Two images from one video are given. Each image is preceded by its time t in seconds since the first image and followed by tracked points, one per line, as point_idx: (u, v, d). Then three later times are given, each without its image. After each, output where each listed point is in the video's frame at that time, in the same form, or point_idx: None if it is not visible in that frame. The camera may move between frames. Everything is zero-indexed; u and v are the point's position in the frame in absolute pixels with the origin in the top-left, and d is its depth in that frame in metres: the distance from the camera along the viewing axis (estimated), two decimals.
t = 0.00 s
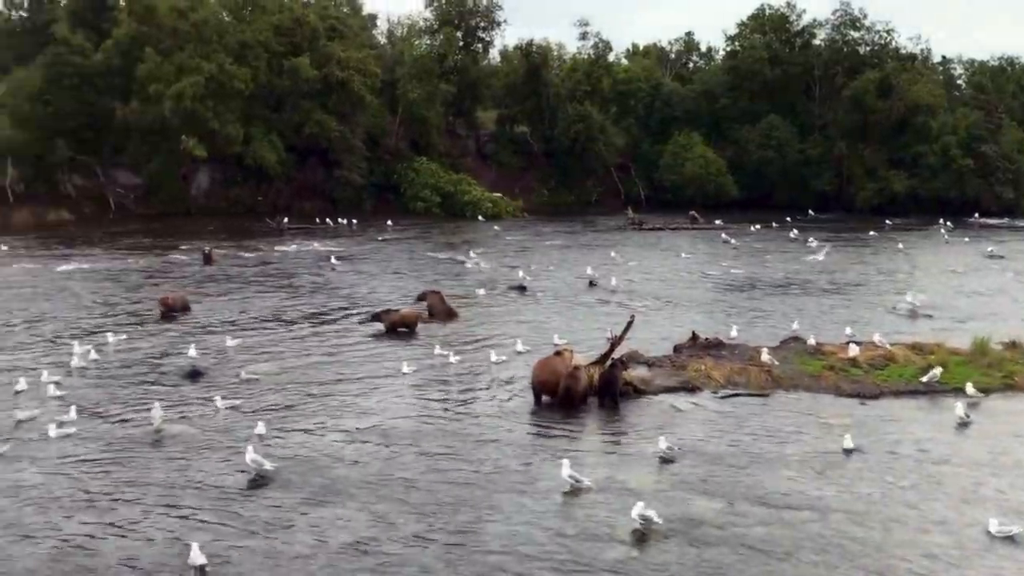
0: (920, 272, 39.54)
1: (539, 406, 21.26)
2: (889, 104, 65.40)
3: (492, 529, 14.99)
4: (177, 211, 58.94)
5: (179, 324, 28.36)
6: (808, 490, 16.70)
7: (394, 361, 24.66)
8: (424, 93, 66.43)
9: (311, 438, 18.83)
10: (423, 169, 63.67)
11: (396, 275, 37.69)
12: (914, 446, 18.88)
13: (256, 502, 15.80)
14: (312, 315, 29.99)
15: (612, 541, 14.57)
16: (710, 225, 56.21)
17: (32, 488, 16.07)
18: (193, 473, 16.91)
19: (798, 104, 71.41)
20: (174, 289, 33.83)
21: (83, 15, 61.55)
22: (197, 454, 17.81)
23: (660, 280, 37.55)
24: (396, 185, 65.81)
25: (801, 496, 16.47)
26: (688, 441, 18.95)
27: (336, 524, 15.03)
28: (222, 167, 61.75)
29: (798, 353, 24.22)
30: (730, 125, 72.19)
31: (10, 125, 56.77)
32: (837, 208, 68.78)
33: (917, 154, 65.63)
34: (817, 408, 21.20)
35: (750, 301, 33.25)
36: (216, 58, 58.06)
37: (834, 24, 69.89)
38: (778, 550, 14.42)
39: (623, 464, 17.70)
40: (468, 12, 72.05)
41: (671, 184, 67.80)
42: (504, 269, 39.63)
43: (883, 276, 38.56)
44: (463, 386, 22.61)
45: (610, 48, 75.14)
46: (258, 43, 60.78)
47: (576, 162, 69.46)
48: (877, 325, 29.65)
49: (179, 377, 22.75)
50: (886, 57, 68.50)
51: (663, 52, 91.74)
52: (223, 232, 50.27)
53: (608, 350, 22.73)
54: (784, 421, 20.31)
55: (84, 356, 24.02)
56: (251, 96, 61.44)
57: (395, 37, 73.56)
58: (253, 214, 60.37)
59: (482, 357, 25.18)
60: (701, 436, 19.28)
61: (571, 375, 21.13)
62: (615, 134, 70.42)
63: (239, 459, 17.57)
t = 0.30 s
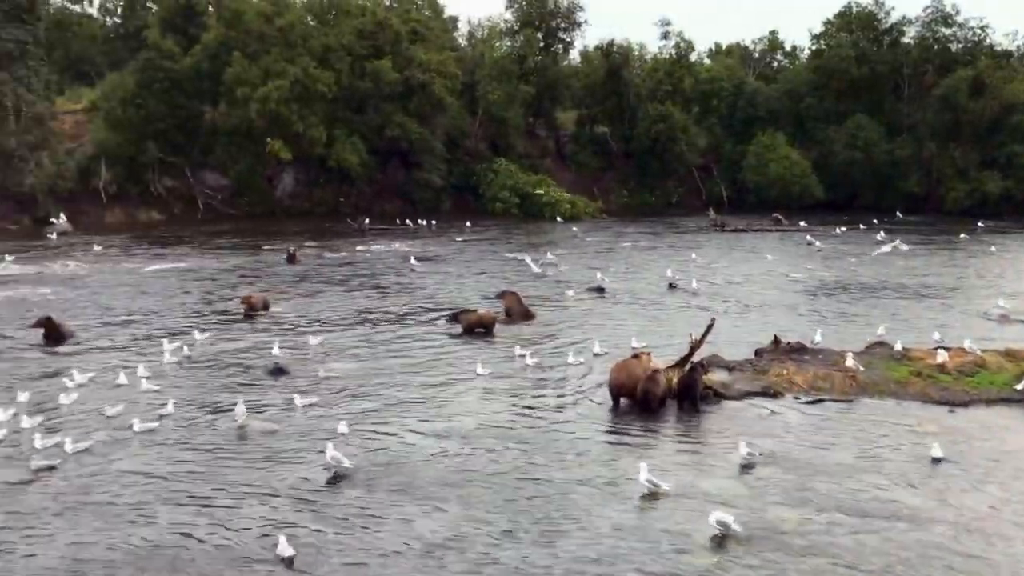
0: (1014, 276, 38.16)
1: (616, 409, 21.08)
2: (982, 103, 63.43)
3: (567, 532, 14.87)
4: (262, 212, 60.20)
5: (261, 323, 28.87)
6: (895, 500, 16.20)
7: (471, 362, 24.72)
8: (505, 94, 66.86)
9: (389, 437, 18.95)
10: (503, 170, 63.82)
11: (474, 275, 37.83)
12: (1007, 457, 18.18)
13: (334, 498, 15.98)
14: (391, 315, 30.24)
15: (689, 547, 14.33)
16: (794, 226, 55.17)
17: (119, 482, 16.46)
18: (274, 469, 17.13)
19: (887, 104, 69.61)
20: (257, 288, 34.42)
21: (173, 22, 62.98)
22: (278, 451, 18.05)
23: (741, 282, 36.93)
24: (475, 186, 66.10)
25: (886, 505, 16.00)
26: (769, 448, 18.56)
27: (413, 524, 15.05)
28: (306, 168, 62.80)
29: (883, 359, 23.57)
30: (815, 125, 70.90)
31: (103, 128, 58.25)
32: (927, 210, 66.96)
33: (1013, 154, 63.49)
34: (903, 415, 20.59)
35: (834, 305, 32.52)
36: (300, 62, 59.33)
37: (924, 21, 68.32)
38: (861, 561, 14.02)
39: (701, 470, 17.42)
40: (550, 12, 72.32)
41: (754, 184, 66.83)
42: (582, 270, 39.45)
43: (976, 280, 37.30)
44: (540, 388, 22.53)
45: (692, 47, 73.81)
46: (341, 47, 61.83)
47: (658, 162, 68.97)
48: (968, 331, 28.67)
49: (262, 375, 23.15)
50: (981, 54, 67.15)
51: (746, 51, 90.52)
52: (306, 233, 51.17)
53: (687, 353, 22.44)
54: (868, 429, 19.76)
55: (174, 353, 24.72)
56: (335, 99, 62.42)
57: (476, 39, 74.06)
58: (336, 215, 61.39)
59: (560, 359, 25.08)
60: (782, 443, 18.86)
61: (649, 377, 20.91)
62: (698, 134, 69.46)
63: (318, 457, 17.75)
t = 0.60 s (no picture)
0: None
1: (685, 412, 20.81)
2: None
3: (634, 535, 14.69)
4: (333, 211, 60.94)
5: (332, 321, 29.23)
6: (975, 509, 15.68)
7: (538, 361, 24.67)
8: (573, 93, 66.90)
9: (456, 435, 18.97)
10: (572, 170, 63.63)
11: (543, 276, 37.78)
12: None
13: (401, 495, 16.05)
14: (460, 314, 30.35)
15: (758, 552, 14.06)
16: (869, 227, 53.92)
17: (190, 475, 16.75)
18: (341, 466, 17.26)
19: (968, 101, 67.59)
20: (327, 287, 34.79)
21: (248, 25, 64.10)
22: (346, 448, 18.19)
23: (814, 283, 36.21)
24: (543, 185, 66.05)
25: (965, 514, 15.50)
26: (842, 452, 18.14)
27: (479, 523, 15.01)
28: (376, 168, 63.39)
29: (962, 363, 22.88)
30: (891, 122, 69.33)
31: (179, 130, 59.49)
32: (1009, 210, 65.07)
33: None
34: (984, 421, 19.95)
35: (911, 307, 31.73)
36: (371, 64, 60.13)
37: (1007, 15, 66.41)
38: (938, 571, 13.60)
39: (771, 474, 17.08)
40: (620, 11, 72.11)
41: (828, 184, 65.54)
42: (651, 270, 39.13)
43: None
44: (608, 389, 22.37)
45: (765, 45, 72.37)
46: (411, 48, 62.47)
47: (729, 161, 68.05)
48: None
49: (332, 372, 23.40)
50: None
51: (821, 48, 89.05)
52: (375, 232, 51.68)
53: (758, 354, 22.07)
54: (947, 434, 19.18)
55: (249, 350, 25.16)
56: (404, 100, 62.96)
57: (545, 38, 74.18)
58: (405, 214, 61.87)
59: (628, 360, 24.89)
60: (856, 448, 18.41)
61: (719, 379, 20.61)
62: (771, 133, 68.10)
63: (385, 454, 17.84)
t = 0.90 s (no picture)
0: None
1: (747, 414, 20.43)
2: None
3: (694, 537, 14.50)
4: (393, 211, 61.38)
5: (393, 319, 29.43)
6: None
7: (598, 361, 24.54)
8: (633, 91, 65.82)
9: (514, 435, 18.95)
10: (631, 168, 63.25)
11: (602, 275, 37.60)
12: None
13: (460, 494, 16.06)
14: (519, 314, 30.33)
15: (821, 556, 13.79)
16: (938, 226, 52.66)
17: (253, 471, 16.96)
18: (401, 464, 17.34)
19: None
20: (388, 286, 35.04)
21: (311, 27, 64.86)
22: (406, 446, 18.28)
23: (880, 283, 35.49)
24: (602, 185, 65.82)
25: None
26: (909, 457, 17.72)
27: (537, 524, 14.93)
28: (436, 168, 63.69)
29: None
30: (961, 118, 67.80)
31: (244, 131, 60.36)
32: None
33: None
34: None
35: (981, 308, 30.92)
36: (432, 64, 60.46)
37: None
38: None
39: (836, 478, 16.73)
40: (682, 8, 71.87)
41: (894, 182, 64.22)
42: (713, 270, 38.71)
43: None
44: (669, 389, 22.16)
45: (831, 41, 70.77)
46: (471, 48, 62.76)
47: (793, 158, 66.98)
48: None
49: (392, 370, 23.55)
50: None
51: (888, 44, 87.48)
52: (435, 232, 51.92)
53: (822, 356, 21.68)
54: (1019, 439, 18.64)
55: (313, 348, 25.45)
56: (464, 99, 63.26)
57: (606, 36, 74.09)
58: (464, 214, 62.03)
59: (689, 360, 24.63)
60: (923, 452, 17.98)
61: (782, 381, 20.28)
62: (836, 130, 66.79)
63: (445, 453, 17.88)
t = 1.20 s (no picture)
0: None
1: (803, 416, 20.11)
2: None
3: (748, 539, 14.32)
4: (446, 210, 61.63)
5: (445, 318, 29.51)
6: None
7: (650, 361, 24.38)
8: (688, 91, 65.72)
9: (565, 434, 18.87)
10: (685, 167, 62.79)
11: (656, 274, 37.34)
12: None
13: (510, 492, 16.03)
14: (571, 313, 30.24)
15: (879, 560, 13.53)
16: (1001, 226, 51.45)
17: (307, 466, 17.12)
18: (452, 461, 17.38)
19: None
20: (441, 285, 35.15)
21: (366, 27, 65.31)
22: (458, 444, 18.33)
23: (941, 284, 34.77)
24: (656, 185, 65.26)
25: None
26: (971, 461, 17.32)
27: (590, 523, 14.85)
28: (488, 167, 63.80)
29: None
30: None
31: (300, 131, 60.98)
32: None
33: None
34: None
35: None
36: (486, 63, 60.53)
37: None
38: None
39: (895, 481, 16.42)
40: (738, 7, 71.27)
41: (956, 181, 62.96)
42: (768, 270, 38.24)
43: None
44: (722, 390, 21.92)
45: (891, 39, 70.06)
46: (525, 47, 62.78)
47: (850, 157, 65.97)
48: None
49: (444, 369, 23.61)
50: None
51: (950, 40, 85.75)
52: (488, 231, 52.02)
53: (881, 357, 21.28)
54: None
55: (368, 346, 25.62)
56: (517, 99, 63.34)
57: (661, 35, 73.69)
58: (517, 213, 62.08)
59: (743, 361, 24.34)
60: (986, 456, 17.55)
61: (839, 383, 19.93)
62: (895, 129, 65.81)
63: (497, 451, 17.88)
